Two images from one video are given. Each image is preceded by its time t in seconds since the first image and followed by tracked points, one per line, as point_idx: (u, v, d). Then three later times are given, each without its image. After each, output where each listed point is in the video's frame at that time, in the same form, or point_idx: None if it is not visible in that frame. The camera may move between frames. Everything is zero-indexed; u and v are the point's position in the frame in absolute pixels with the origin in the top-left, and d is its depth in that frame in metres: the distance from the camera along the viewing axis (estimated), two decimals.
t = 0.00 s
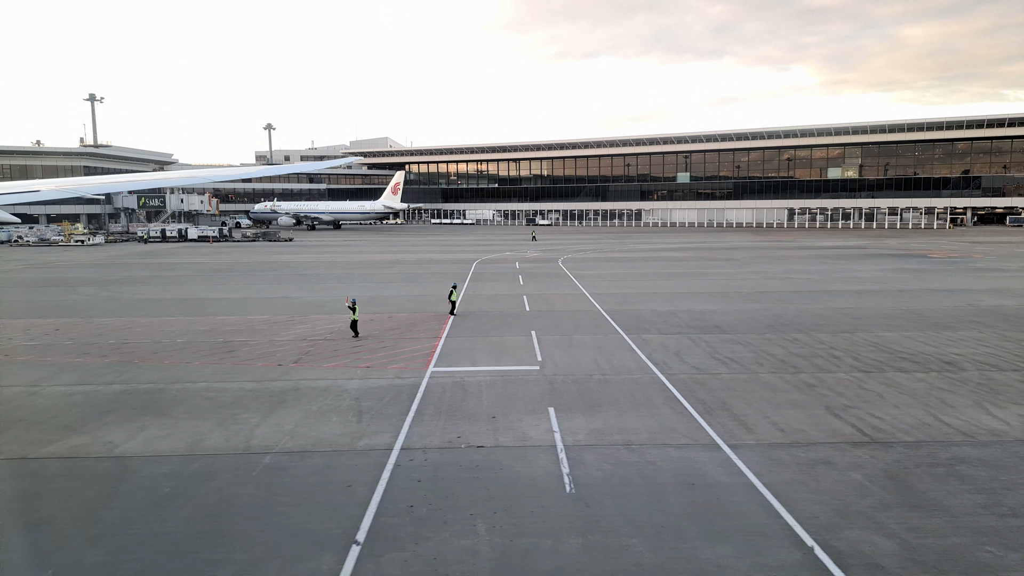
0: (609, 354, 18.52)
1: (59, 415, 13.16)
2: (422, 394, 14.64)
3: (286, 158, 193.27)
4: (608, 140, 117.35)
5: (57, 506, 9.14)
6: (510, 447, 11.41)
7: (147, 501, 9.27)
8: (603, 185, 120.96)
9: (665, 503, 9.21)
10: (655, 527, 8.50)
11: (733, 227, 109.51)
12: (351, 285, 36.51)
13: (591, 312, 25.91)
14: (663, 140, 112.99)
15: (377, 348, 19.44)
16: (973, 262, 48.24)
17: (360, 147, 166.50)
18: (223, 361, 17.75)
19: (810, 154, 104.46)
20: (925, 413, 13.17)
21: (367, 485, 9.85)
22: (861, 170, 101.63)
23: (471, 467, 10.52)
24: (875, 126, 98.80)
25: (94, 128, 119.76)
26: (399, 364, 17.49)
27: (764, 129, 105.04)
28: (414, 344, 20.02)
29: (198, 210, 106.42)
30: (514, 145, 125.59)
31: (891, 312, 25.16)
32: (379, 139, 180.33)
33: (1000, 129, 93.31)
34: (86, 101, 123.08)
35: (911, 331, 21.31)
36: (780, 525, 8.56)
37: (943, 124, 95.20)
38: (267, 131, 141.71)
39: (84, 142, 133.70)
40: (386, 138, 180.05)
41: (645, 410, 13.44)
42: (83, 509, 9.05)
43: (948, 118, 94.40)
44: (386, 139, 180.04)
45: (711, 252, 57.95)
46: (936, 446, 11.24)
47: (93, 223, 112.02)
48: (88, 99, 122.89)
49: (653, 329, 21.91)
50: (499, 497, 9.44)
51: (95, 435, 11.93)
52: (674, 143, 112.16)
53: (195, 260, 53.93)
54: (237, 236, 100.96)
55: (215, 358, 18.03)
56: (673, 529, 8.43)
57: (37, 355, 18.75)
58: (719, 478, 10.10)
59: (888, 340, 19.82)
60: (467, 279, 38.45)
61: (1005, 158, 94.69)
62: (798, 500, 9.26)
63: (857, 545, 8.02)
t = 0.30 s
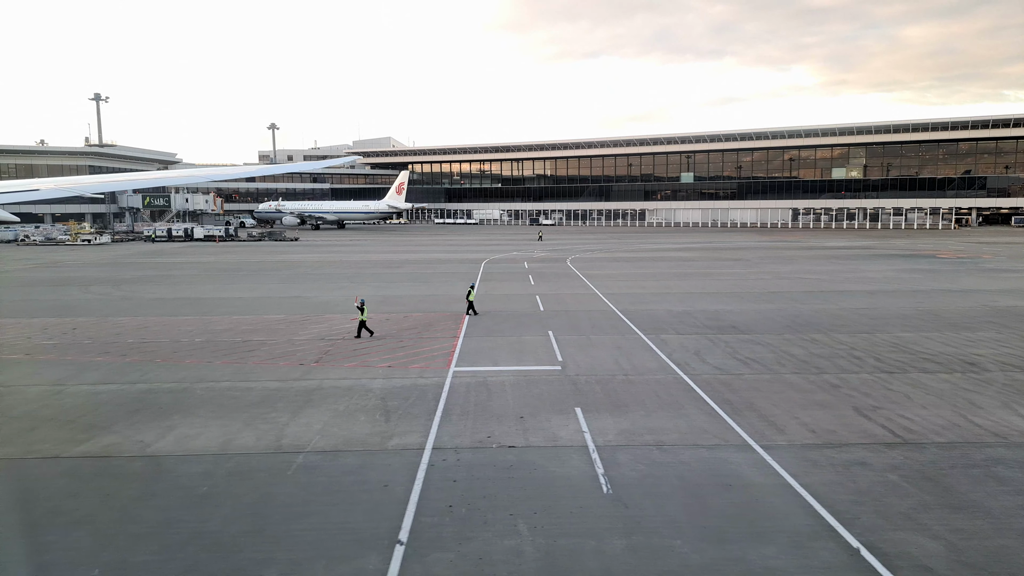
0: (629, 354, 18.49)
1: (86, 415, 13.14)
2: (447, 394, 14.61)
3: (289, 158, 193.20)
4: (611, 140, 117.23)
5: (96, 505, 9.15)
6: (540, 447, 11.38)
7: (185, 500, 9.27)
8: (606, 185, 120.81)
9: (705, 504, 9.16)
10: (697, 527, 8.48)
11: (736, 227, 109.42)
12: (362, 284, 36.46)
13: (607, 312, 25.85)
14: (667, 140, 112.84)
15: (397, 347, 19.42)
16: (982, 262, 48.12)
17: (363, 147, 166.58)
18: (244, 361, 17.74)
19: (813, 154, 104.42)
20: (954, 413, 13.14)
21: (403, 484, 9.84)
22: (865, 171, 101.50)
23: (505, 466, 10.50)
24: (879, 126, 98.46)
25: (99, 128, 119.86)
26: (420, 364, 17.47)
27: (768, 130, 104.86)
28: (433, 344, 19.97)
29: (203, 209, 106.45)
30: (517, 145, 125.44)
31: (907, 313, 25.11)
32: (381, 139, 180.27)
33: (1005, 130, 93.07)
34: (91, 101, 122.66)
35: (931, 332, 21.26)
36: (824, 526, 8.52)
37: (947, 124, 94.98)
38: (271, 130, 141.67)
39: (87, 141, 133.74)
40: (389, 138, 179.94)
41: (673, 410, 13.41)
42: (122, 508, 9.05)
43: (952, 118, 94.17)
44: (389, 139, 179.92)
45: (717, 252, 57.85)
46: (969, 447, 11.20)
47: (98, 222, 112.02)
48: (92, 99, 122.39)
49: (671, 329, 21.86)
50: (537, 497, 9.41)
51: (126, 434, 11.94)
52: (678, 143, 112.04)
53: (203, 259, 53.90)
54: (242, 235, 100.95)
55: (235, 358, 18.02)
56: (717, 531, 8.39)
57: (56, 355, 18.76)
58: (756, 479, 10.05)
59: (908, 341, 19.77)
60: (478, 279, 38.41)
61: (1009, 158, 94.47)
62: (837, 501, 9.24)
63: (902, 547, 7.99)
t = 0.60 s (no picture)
0: (649, 354, 18.44)
1: (113, 415, 13.14)
2: (472, 394, 14.57)
3: (292, 157, 193.19)
4: (615, 140, 117.01)
5: (134, 505, 9.16)
6: (572, 447, 11.36)
7: (223, 501, 9.27)
8: (610, 185, 120.59)
9: (744, 506, 9.13)
10: (740, 530, 8.43)
11: (741, 227, 109.13)
12: (373, 284, 36.42)
13: (622, 312, 25.78)
14: (671, 140, 112.51)
15: (416, 347, 19.42)
16: (991, 263, 48.02)
17: (367, 146, 166.69)
18: (264, 360, 17.74)
19: (817, 155, 104.19)
20: (984, 414, 13.10)
21: (439, 484, 9.83)
22: (870, 171, 101.18)
23: (539, 467, 10.46)
24: (884, 127, 98.09)
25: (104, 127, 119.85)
26: (442, 364, 17.46)
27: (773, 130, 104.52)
28: (451, 344, 19.97)
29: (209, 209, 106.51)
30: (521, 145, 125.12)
31: (923, 314, 25.08)
32: (384, 139, 180.22)
33: (1010, 130, 92.81)
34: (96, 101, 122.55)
35: (950, 333, 21.22)
36: (866, 528, 8.49)
37: (952, 125, 94.62)
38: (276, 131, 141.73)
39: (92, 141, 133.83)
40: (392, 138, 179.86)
41: (700, 410, 13.38)
42: (159, 509, 9.05)
43: (958, 119, 93.84)
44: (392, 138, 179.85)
45: (725, 252, 57.75)
46: (1004, 449, 11.16)
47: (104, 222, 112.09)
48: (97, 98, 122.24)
49: (689, 330, 21.82)
50: (576, 498, 9.38)
51: (156, 434, 11.95)
52: (682, 143, 111.73)
53: (211, 259, 53.84)
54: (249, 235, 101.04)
55: (255, 358, 18.00)
56: (760, 533, 8.35)
57: (76, 355, 18.76)
58: (792, 480, 10.02)
59: (929, 342, 19.72)
60: (488, 279, 38.36)
61: (1014, 159, 94.27)
62: (878, 503, 9.21)
63: (949, 549, 7.95)
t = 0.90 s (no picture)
0: (669, 355, 18.41)
1: (140, 415, 13.15)
2: (497, 395, 14.59)
3: (295, 158, 193.37)
4: (619, 140, 116.81)
5: (172, 506, 9.16)
6: (603, 447, 11.34)
7: (261, 501, 9.27)
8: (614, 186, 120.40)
9: (783, 506, 9.12)
10: (780, 531, 8.43)
11: (745, 227, 108.92)
12: (384, 285, 36.45)
13: (636, 313, 25.77)
14: (676, 141, 112.22)
15: (435, 348, 19.45)
16: (1002, 264, 47.93)
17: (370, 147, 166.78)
18: (285, 361, 17.76)
19: (822, 155, 103.97)
20: (1012, 415, 13.07)
21: (476, 485, 9.82)
22: (874, 172, 100.92)
23: (573, 468, 10.45)
24: (889, 128, 97.81)
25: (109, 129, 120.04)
26: (463, 364, 17.49)
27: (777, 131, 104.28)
28: (470, 344, 20.00)
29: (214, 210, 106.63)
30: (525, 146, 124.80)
31: (939, 315, 25.05)
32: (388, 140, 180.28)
33: (1016, 131, 92.58)
34: (101, 102, 122.72)
35: (968, 334, 21.19)
36: (908, 529, 8.48)
37: (958, 125, 94.32)
38: (280, 132, 141.87)
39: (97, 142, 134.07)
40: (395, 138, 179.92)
41: (728, 411, 13.36)
42: (198, 509, 9.06)
43: (963, 119, 93.53)
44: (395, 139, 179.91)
45: (733, 253, 57.66)
46: None
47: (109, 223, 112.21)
48: (103, 99, 122.39)
49: (706, 331, 21.80)
50: (614, 498, 9.39)
51: (187, 435, 11.96)
52: (687, 144, 111.49)
53: (219, 259, 53.90)
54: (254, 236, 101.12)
55: (276, 358, 18.06)
56: (802, 534, 8.34)
57: (97, 355, 18.79)
58: (828, 481, 10.00)
59: (949, 343, 19.68)
60: (499, 279, 38.35)
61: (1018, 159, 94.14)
62: (918, 504, 9.18)
63: (994, 551, 7.94)
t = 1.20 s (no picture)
0: (689, 356, 18.45)
1: (168, 415, 13.20)
2: (521, 395, 14.61)
3: (299, 158, 193.51)
4: (623, 142, 116.71)
5: (209, 506, 9.18)
6: (633, 448, 11.34)
7: (298, 501, 9.29)
8: (617, 187, 120.29)
9: (820, 507, 9.13)
10: (821, 531, 8.43)
11: (749, 228, 108.77)
12: (395, 285, 36.53)
13: (651, 313, 25.80)
14: (680, 142, 112.03)
15: (454, 348, 19.51)
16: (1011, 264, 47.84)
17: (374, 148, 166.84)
18: (307, 361, 17.80)
19: (826, 156, 103.84)
20: None
21: (510, 485, 9.85)
22: (879, 173, 100.72)
23: (605, 468, 10.46)
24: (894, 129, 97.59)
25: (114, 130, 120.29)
26: (484, 365, 17.54)
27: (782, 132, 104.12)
28: (489, 345, 20.04)
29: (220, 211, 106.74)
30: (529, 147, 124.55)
31: (954, 315, 25.06)
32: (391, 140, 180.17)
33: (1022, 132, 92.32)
34: (107, 102, 122.74)
35: (985, 334, 21.20)
36: (948, 530, 8.48)
37: (964, 126, 94.00)
38: (284, 132, 140.91)
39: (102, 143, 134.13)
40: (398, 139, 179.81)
41: (754, 411, 13.37)
42: (236, 509, 9.08)
43: (969, 120, 93.23)
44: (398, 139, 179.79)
45: (739, 253, 57.62)
46: None
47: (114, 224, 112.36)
48: (109, 100, 122.45)
49: (723, 331, 21.85)
50: (651, 499, 9.38)
51: (216, 435, 11.98)
52: (691, 145, 111.40)
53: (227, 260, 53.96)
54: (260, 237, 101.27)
55: (297, 358, 18.13)
56: (842, 534, 8.34)
57: (118, 355, 18.85)
58: (861, 481, 10.02)
59: (968, 344, 19.69)
60: (509, 280, 38.42)
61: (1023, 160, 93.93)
62: (956, 505, 9.18)
63: None
